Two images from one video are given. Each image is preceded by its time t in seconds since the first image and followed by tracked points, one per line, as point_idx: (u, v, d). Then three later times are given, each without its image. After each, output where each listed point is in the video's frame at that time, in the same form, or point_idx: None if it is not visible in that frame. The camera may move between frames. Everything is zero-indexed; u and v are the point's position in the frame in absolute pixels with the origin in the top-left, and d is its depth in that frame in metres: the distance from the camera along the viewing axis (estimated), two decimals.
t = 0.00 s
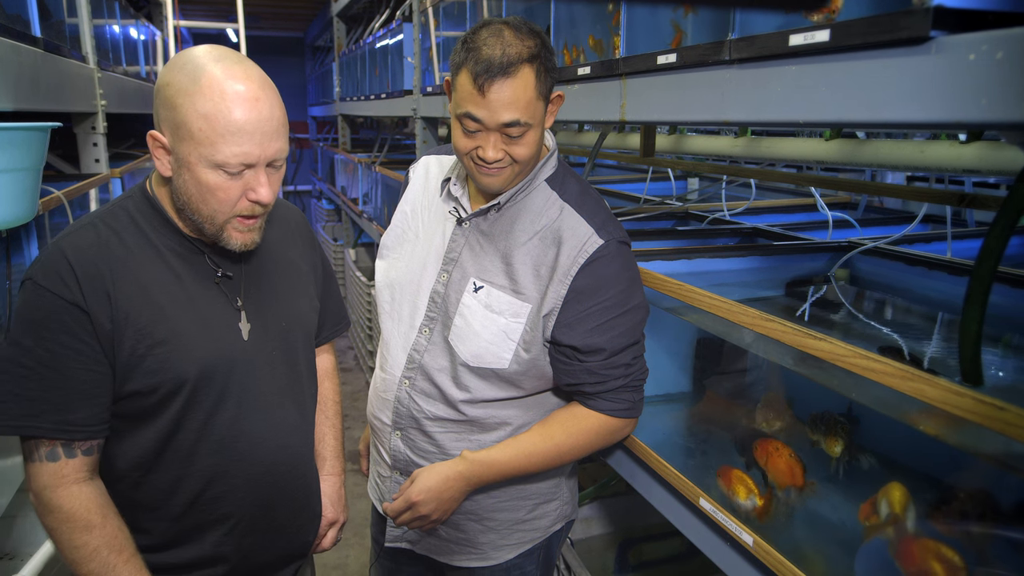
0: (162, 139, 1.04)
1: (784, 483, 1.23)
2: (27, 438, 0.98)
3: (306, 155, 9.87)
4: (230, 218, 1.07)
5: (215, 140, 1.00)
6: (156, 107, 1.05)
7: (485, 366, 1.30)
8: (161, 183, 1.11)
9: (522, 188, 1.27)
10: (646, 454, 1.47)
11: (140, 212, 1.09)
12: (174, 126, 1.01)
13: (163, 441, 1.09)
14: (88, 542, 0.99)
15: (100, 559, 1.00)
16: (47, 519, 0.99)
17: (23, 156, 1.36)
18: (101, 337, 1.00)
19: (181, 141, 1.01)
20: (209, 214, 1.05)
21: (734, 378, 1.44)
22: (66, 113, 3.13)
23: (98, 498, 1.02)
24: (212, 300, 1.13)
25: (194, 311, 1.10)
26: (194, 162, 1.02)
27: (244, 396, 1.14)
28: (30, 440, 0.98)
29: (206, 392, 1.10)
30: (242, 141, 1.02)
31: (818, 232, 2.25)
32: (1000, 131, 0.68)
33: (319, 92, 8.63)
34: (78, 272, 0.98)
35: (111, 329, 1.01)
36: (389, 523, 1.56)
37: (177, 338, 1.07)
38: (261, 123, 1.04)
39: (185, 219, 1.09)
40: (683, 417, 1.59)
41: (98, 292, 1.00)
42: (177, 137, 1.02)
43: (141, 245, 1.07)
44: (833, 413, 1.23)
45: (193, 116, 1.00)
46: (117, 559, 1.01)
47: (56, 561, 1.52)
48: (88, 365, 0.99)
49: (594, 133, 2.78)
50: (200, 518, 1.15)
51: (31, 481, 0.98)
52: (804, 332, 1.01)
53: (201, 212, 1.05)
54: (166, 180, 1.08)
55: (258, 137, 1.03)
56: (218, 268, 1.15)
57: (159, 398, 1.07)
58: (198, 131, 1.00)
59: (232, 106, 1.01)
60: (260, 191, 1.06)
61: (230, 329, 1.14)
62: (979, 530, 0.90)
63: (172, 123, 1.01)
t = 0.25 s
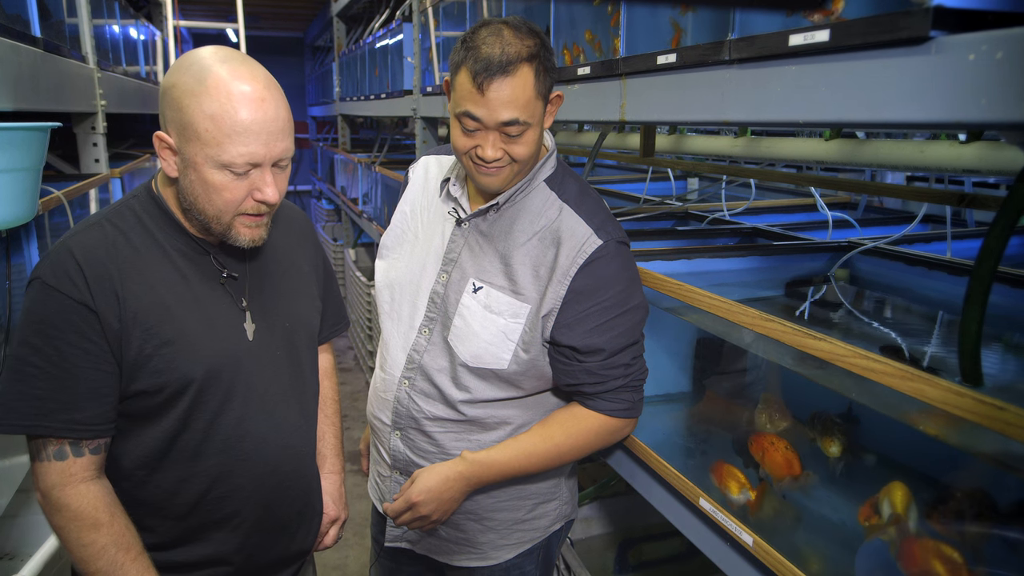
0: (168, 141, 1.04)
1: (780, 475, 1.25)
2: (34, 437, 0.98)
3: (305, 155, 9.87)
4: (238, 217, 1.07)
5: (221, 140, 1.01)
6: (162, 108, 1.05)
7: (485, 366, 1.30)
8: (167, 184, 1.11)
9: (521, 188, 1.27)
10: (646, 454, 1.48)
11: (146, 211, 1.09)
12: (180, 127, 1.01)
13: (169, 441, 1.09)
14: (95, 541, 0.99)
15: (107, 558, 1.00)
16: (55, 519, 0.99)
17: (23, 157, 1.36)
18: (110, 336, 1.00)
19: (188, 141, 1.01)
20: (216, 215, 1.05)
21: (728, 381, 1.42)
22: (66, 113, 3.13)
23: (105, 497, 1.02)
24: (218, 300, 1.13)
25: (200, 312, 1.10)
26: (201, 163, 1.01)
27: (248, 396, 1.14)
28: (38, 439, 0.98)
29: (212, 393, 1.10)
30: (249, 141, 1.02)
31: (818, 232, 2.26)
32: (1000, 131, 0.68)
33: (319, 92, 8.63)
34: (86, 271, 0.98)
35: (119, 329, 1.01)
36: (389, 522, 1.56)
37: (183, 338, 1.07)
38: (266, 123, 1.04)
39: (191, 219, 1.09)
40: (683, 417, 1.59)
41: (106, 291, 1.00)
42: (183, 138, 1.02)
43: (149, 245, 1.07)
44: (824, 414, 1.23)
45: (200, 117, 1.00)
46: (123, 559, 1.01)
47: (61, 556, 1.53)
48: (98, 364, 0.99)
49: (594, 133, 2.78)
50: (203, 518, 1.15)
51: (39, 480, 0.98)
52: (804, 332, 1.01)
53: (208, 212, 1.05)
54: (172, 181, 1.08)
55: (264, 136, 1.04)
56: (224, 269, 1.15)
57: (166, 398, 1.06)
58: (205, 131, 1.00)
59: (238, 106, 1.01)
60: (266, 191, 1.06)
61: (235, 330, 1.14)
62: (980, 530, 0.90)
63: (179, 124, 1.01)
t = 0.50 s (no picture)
0: (172, 142, 1.04)
1: (776, 469, 1.27)
2: (39, 434, 0.98)
3: (305, 155, 9.87)
4: (239, 218, 1.07)
5: (223, 142, 1.00)
6: (166, 109, 1.05)
7: (485, 366, 1.30)
8: (170, 183, 1.11)
9: (521, 189, 1.27)
10: (646, 454, 1.48)
11: (150, 210, 1.10)
12: (183, 128, 1.01)
13: (173, 439, 1.09)
14: (99, 539, 0.99)
15: (112, 556, 1.00)
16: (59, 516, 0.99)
17: (22, 156, 1.36)
18: (115, 333, 1.00)
19: (190, 143, 1.01)
20: (217, 216, 1.05)
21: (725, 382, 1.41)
22: (66, 113, 3.13)
23: (109, 494, 1.01)
24: (223, 299, 1.13)
25: (205, 308, 1.10)
26: (203, 164, 1.01)
27: (250, 396, 1.14)
28: (42, 436, 0.98)
29: (216, 390, 1.10)
30: (251, 144, 1.02)
31: (818, 232, 2.26)
32: (1000, 131, 0.68)
33: (319, 92, 8.63)
34: (92, 268, 0.98)
35: (124, 326, 1.01)
36: (389, 522, 1.56)
37: (187, 337, 1.07)
38: (268, 125, 1.04)
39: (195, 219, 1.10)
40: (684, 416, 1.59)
41: (112, 289, 1.00)
42: (186, 139, 1.02)
43: (155, 243, 1.07)
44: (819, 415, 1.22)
45: (204, 119, 1.00)
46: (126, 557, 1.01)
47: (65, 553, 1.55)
48: (102, 362, 0.99)
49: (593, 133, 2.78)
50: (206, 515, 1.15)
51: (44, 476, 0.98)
52: (804, 332, 1.01)
53: (209, 213, 1.05)
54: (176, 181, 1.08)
55: (267, 139, 1.03)
56: (229, 267, 1.16)
57: (170, 396, 1.06)
58: (207, 133, 1.00)
59: (240, 109, 1.01)
60: (267, 193, 1.06)
61: (240, 328, 1.14)
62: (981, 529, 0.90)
63: (182, 125, 1.01)
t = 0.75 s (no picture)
0: (172, 140, 1.04)
1: (773, 463, 1.28)
2: (41, 431, 0.98)
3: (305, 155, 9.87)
4: (238, 217, 1.07)
5: (224, 142, 1.00)
6: (168, 108, 1.05)
7: (485, 366, 1.30)
8: (170, 182, 1.11)
9: (522, 189, 1.27)
10: (646, 454, 1.49)
11: (152, 209, 1.10)
12: (184, 128, 1.01)
13: (175, 436, 1.09)
14: (102, 537, 0.99)
15: (114, 553, 1.00)
16: (63, 513, 0.99)
17: (23, 156, 1.36)
18: (117, 330, 1.00)
19: (191, 142, 1.01)
20: (216, 215, 1.05)
21: (724, 382, 1.41)
22: (66, 113, 3.13)
23: (112, 491, 1.01)
24: (225, 298, 1.13)
25: (207, 306, 1.10)
26: (203, 163, 1.01)
27: (250, 396, 1.14)
28: (45, 433, 0.98)
29: (218, 387, 1.10)
30: (251, 144, 1.02)
31: (818, 232, 2.26)
32: (1000, 131, 0.68)
33: (319, 92, 8.63)
34: (93, 266, 0.98)
35: (126, 323, 1.01)
36: (389, 522, 1.56)
37: (188, 336, 1.07)
38: (269, 125, 1.04)
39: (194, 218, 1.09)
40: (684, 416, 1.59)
41: (114, 286, 1.00)
42: (186, 139, 1.02)
43: (156, 241, 1.07)
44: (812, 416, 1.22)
45: (205, 119, 1.00)
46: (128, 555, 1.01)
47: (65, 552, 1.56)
48: (104, 360, 0.99)
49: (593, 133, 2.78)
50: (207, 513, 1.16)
51: (48, 473, 0.99)
52: (804, 332, 1.01)
53: (209, 212, 1.05)
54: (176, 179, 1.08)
55: (267, 140, 1.04)
56: (231, 264, 1.15)
57: (171, 394, 1.06)
58: (207, 133, 1.00)
59: (241, 109, 1.01)
60: (267, 194, 1.06)
61: (242, 326, 1.14)
62: (982, 528, 0.90)
63: (183, 124, 1.01)
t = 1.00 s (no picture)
0: (172, 140, 1.04)
1: (768, 456, 1.28)
2: (41, 431, 0.98)
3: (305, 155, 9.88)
4: (237, 217, 1.07)
5: (222, 143, 1.01)
6: (167, 107, 1.05)
7: (485, 366, 1.30)
8: (170, 182, 1.11)
9: (522, 189, 1.27)
10: (646, 455, 1.49)
11: (152, 209, 1.10)
12: (183, 128, 1.01)
13: (175, 436, 1.09)
14: (101, 536, 0.99)
15: (114, 553, 1.00)
16: (62, 513, 0.99)
17: (23, 156, 1.36)
18: (116, 330, 1.00)
19: (190, 142, 1.01)
20: (215, 215, 1.05)
21: (723, 381, 1.41)
22: (66, 113, 3.12)
23: (112, 491, 1.01)
24: (225, 298, 1.13)
25: (206, 306, 1.10)
26: (202, 164, 1.01)
27: (251, 395, 1.14)
28: (45, 433, 0.98)
29: (217, 387, 1.10)
30: (250, 144, 1.02)
31: (818, 232, 2.26)
32: (1000, 131, 0.68)
33: (319, 92, 8.63)
34: (92, 266, 0.98)
35: (125, 323, 1.01)
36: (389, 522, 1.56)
37: (189, 336, 1.07)
38: (267, 125, 1.04)
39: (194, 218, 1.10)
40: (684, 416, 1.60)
41: (113, 286, 1.00)
42: (185, 138, 1.02)
43: (156, 241, 1.07)
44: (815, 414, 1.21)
45: (204, 120, 1.00)
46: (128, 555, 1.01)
47: (65, 552, 1.56)
48: (104, 360, 0.99)
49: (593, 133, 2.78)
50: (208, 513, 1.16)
51: (48, 473, 0.99)
52: (804, 332, 1.01)
53: (208, 212, 1.05)
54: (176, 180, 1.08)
55: (266, 140, 1.03)
56: (231, 264, 1.15)
57: (172, 393, 1.06)
58: (206, 134, 1.00)
59: (240, 109, 1.01)
60: (265, 194, 1.06)
61: (242, 326, 1.14)
62: (983, 528, 0.90)
63: (182, 125, 1.01)
